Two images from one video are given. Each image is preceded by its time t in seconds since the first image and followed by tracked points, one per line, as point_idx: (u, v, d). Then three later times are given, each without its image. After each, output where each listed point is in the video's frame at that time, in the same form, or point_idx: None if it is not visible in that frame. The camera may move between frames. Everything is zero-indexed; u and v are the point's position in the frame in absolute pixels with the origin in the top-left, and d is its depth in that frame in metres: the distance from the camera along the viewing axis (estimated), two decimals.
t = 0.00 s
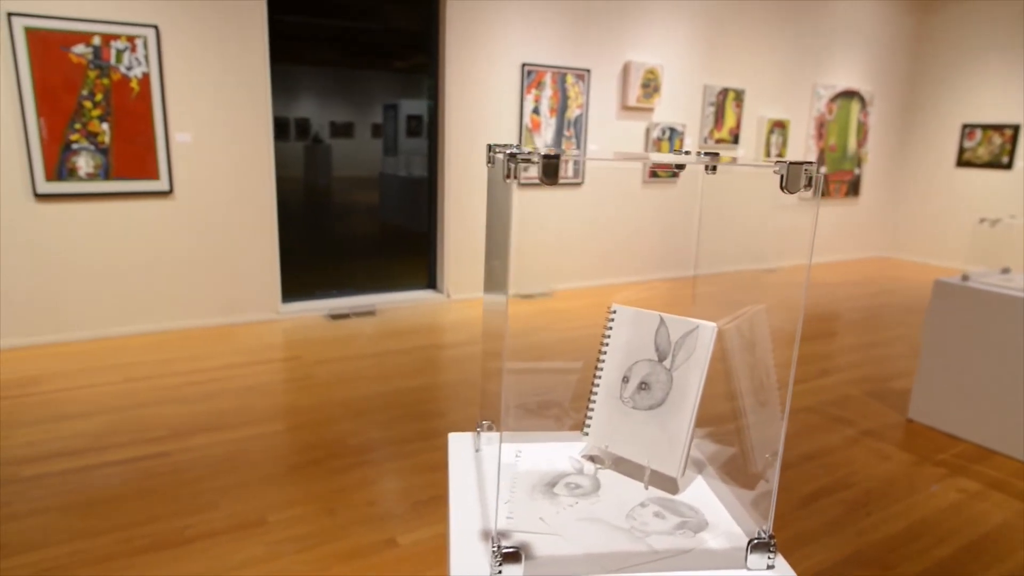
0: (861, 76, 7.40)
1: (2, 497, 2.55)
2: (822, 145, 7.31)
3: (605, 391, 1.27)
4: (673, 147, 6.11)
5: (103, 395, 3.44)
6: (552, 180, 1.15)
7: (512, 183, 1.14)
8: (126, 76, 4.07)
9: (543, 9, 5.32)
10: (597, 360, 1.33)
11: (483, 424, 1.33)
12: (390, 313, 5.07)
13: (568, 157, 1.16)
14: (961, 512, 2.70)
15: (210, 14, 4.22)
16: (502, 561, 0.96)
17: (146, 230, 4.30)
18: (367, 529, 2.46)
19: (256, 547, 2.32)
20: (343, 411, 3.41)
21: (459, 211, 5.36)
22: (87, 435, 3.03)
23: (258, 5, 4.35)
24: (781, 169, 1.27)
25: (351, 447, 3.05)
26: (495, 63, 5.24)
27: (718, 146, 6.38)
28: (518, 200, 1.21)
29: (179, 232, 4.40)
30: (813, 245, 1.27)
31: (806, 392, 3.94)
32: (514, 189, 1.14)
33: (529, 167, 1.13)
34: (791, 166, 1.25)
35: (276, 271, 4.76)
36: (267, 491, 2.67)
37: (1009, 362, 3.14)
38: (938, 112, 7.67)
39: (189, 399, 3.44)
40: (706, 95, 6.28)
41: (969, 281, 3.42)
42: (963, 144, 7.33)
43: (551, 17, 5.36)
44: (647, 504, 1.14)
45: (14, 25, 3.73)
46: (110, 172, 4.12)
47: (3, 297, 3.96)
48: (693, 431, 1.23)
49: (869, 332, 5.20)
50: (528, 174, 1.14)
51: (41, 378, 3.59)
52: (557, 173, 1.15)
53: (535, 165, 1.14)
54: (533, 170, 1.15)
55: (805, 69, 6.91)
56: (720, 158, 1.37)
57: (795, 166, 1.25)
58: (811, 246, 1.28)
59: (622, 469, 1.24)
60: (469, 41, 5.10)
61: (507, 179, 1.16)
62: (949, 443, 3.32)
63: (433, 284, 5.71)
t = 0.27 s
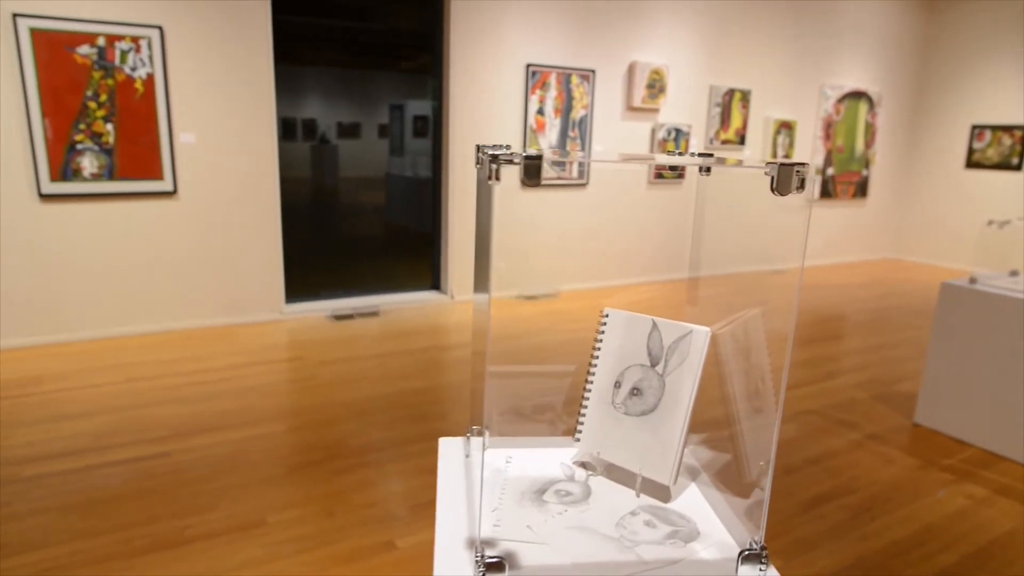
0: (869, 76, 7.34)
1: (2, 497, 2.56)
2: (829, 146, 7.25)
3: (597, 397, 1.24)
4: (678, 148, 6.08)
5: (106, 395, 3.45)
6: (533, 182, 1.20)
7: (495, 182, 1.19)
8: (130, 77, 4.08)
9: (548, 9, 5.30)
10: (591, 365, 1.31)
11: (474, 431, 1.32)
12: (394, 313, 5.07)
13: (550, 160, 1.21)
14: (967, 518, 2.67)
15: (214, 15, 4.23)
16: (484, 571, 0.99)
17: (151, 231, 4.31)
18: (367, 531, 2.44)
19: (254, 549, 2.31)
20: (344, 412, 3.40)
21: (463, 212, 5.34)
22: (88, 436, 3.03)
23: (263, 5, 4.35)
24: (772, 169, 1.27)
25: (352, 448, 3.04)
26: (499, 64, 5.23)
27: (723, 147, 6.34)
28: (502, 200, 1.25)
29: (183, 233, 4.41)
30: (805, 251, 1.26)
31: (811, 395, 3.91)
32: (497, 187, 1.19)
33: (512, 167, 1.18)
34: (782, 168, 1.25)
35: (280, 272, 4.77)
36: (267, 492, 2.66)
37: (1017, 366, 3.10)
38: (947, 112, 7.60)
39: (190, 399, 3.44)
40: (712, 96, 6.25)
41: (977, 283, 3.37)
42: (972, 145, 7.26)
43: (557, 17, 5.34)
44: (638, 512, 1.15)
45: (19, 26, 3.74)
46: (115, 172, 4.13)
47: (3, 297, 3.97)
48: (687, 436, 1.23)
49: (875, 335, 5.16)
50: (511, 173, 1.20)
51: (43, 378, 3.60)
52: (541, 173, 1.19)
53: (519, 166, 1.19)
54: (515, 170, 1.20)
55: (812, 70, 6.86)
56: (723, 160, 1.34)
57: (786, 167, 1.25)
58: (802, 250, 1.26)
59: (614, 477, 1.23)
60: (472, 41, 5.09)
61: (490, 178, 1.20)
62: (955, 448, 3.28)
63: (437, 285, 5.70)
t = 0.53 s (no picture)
0: (880, 76, 7.28)
1: (5, 495, 2.57)
2: (839, 147, 7.19)
3: (587, 400, 1.28)
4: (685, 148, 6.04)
5: (110, 394, 3.46)
6: (510, 183, 1.20)
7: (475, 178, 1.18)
8: (137, 77, 4.10)
9: (554, 8, 5.29)
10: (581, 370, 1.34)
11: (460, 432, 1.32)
12: (398, 313, 5.06)
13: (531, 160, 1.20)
14: (974, 524, 2.63)
15: (221, 14, 4.24)
16: None
17: (156, 230, 4.33)
18: (366, 532, 2.43)
19: (252, 549, 2.31)
20: (347, 412, 3.39)
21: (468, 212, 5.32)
22: (92, 435, 3.04)
23: (268, 4, 4.36)
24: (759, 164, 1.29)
25: (353, 449, 3.04)
26: (506, 63, 5.21)
27: (731, 148, 6.30)
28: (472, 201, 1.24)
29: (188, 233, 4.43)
30: (790, 248, 1.26)
31: (818, 398, 3.87)
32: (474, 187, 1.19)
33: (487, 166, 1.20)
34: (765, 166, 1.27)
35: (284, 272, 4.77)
36: (267, 492, 2.66)
37: None
38: (960, 113, 7.52)
39: (194, 398, 3.45)
40: (720, 96, 6.21)
41: (986, 285, 3.32)
42: (985, 146, 7.17)
43: (564, 16, 5.33)
44: (624, 518, 1.16)
45: (27, 25, 3.77)
46: (121, 172, 4.15)
47: (11, 295, 4.00)
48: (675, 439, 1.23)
49: (884, 337, 5.10)
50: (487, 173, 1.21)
51: (49, 376, 3.63)
52: (520, 174, 1.20)
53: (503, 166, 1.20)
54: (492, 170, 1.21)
55: (821, 69, 6.80)
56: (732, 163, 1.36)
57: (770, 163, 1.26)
58: (787, 246, 1.26)
59: (602, 481, 1.25)
60: (478, 41, 5.08)
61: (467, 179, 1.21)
62: (963, 452, 3.24)
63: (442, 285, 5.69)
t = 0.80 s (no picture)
0: (892, 77, 7.20)
1: (7, 491, 2.59)
2: (850, 148, 7.12)
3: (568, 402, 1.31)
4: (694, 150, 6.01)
5: (115, 392, 3.49)
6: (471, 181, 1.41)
7: (438, 179, 1.36)
8: (145, 77, 4.13)
9: (562, 8, 5.28)
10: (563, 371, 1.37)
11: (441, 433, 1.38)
12: (404, 313, 5.07)
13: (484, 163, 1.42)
14: (979, 530, 2.59)
15: (228, 15, 4.27)
16: None
17: (162, 230, 4.35)
18: (363, 532, 2.43)
19: (249, 549, 2.31)
20: (349, 412, 3.40)
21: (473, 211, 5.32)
22: (95, 432, 3.07)
23: (275, 5, 4.38)
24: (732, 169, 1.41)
25: (354, 449, 3.04)
26: (512, 63, 5.21)
27: (740, 148, 6.25)
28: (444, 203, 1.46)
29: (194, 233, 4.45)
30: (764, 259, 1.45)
31: (824, 401, 3.84)
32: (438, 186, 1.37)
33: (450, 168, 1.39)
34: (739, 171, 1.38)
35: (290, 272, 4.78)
36: (266, 492, 2.66)
37: None
38: (973, 113, 7.43)
39: (197, 397, 3.47)
40: (729, 96, 6.17)
41: (994, 289, 3.28)
42: (999, 147, 7.07)
43: (570, 16, 5.32)
44: (601, 522, 1.17)
45: (37, 26, 3.80)
46: (129, 171, 4.19)
47: (20, 294, 4.04)
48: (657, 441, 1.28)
49: (893, 340, 5.05)
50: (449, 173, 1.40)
51: (56, 374, 3.66)
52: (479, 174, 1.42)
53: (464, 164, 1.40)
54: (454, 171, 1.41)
55: (832, 69, 6.74)
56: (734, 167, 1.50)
57: (743, 170, 1.38)
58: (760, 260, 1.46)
59: (583, 485, 1.27)
60: (485, 41, 5.07)
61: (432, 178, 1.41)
62: (970, 457, 3.20)
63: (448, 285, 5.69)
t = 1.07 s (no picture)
0: (902, 76, 7.13)
1: (7, 489, 2.61)
2: (859, 147, 7.05)
3: (545, 405, 1.43)
4: (700, 150, 5.97)
5: (117, 391, 3.51)
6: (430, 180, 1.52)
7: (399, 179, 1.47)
8: (150, 78, 4.15)
9: (568, 7, 5.26)
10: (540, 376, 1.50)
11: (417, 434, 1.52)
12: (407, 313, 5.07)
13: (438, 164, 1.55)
14: (983, 536, 2.55)
15: (232, 15, 4.29)
16: None
17: (167, 230, 4.38)
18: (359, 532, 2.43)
19: (245, 548, 2.32)
20: (349, 412, 3.40)
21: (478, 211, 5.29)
22: (97, 431, 3.09)
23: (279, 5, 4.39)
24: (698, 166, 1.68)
25: (354, 449, 3.04)
26: (518, 63, 5.20)
27: (747, 148, 6.20)
28: (412, 198, 1.66)
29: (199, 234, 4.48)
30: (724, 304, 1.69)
31: (828, 403, 3.80)
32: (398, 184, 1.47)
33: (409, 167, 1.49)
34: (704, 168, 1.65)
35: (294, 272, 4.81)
36: (264, 492, 2.67)
37: None
38: (985, 112, 7.34)
39: (199, 396, 3.49)
40: (735, 95, 6.12)
41: (1001, 290, 3.24)
42: (1012, 147, 6.96)
43: (576, 16, 5.30)
44: (575, 528, 1.31)
45: (43, 28, 3.83)
46: (135, 172, 4.22)
47: (28, 294, 4.08)
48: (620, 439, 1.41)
49: (901, 342, 5.00)
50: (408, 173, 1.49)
51: (61, 373, 3.69)
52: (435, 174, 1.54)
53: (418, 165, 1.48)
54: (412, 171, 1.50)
55: (841, 68, 6.67)
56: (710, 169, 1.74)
57: (708, 169, 1.67)
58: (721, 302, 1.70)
59: (559, 488, 1.42)
60: (489, 40, 5.06)
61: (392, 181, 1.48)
62: (976, 461, 3.16)
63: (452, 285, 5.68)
